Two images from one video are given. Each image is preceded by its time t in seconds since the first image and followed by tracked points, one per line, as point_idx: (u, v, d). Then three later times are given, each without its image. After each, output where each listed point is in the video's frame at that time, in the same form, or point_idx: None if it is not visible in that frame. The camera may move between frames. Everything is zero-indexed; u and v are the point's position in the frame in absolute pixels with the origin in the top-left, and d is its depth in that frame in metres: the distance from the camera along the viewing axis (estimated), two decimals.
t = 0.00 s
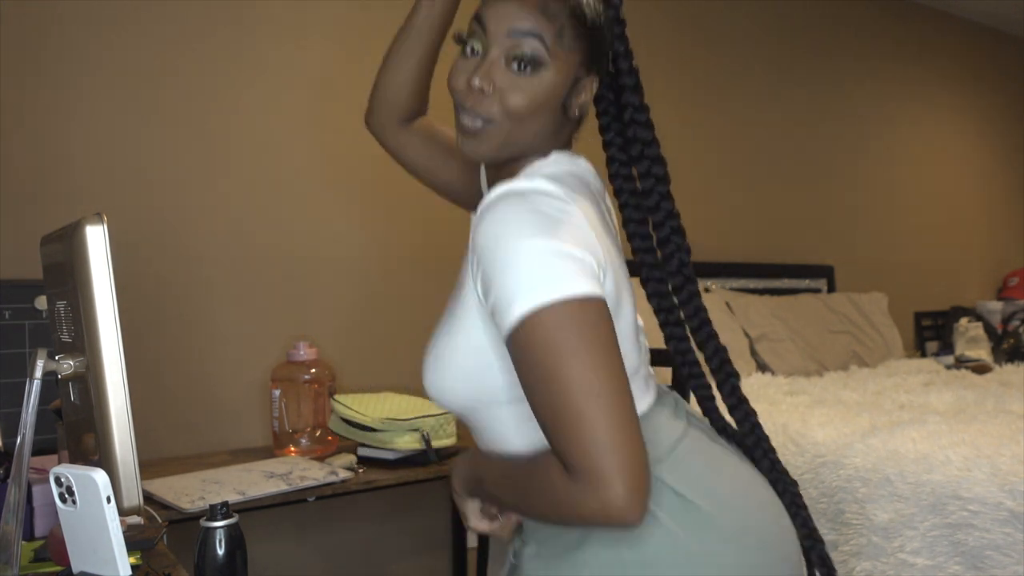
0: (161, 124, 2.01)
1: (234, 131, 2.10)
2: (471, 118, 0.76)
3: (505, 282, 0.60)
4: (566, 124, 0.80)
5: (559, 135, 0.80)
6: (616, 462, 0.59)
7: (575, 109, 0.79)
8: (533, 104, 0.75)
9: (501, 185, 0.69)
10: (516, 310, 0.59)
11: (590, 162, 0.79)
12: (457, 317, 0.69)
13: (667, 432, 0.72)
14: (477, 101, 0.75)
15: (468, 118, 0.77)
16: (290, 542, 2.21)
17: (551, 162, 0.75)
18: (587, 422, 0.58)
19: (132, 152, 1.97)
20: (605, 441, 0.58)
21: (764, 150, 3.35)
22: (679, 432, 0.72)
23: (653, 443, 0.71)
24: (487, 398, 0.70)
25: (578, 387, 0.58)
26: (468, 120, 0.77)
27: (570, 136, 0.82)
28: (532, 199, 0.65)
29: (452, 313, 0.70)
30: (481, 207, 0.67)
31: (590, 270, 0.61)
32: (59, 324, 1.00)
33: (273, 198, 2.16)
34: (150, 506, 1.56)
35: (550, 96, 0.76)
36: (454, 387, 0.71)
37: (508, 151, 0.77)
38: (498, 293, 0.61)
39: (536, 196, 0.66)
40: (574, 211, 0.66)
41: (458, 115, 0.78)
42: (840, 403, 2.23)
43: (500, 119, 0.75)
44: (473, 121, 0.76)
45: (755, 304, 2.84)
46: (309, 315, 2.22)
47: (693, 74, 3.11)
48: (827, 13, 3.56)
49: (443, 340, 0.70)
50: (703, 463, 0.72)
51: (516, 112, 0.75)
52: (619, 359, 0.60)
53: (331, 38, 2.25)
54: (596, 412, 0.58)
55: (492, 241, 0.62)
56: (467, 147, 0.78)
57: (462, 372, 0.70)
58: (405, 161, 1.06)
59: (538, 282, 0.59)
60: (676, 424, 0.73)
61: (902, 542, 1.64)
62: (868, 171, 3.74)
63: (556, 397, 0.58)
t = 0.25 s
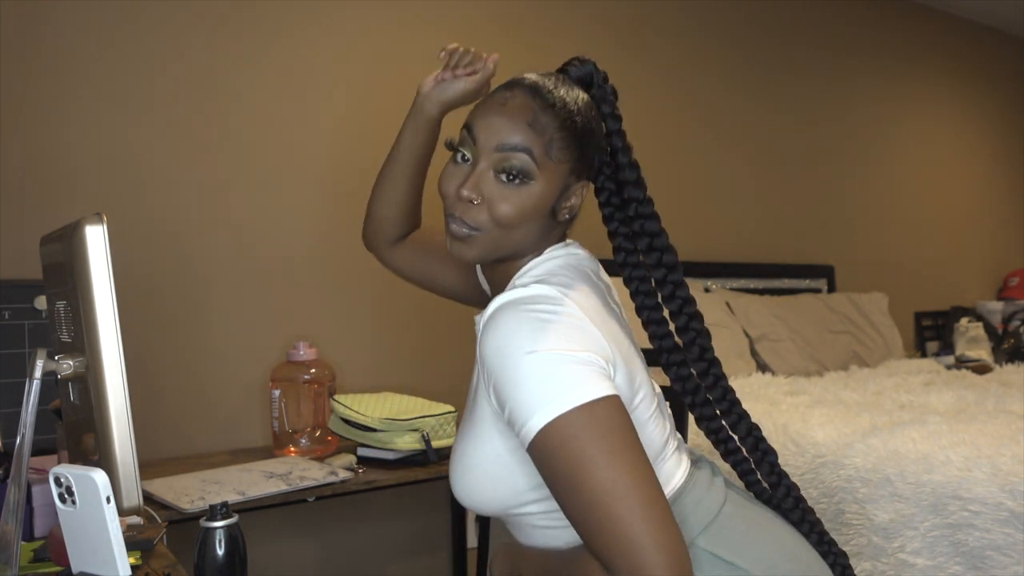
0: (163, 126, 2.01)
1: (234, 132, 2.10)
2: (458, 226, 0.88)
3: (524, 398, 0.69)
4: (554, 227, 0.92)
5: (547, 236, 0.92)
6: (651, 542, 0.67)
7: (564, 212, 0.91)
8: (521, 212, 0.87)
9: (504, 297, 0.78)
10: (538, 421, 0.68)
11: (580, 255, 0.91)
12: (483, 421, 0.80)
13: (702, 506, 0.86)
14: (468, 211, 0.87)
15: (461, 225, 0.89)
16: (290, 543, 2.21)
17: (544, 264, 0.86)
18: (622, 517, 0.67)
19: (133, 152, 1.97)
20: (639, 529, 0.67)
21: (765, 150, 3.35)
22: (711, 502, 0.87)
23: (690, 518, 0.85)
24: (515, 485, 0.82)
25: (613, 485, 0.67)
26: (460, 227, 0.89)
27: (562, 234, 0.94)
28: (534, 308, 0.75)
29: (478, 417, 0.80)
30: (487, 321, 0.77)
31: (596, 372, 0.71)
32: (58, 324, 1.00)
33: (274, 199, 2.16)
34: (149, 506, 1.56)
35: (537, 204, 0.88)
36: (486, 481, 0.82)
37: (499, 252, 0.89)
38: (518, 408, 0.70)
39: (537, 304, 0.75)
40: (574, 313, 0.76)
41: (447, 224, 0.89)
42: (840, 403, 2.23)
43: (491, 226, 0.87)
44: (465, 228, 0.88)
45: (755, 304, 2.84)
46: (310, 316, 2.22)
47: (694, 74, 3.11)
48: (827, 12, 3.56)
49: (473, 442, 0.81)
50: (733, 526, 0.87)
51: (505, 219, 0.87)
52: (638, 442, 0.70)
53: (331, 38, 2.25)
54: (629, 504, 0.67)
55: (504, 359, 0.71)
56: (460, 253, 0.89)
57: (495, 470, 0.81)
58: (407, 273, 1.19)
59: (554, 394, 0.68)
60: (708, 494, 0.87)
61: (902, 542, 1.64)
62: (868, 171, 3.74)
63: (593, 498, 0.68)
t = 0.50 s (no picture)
0: (162, 125, 2.01)
1: (234, 132, 2.10)
2: (452, 225, 0.88)
3: (518, 389, 0.70)
4: (546, 224, 0.92)
5: (540, 234, 0.92)
6: (647, 530, 0.67)
7: (556, 207, 0.92)
8: (512, 209, 0.88)
9: (497, 291, 0.78)
10: (533, 410, 0.69)
11: (572, 250, 0.92)
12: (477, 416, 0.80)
13: (698, 499, 0.86)
14: (460, 208, 0.88)
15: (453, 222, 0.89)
16: (290, 543, 2.21)
17: (537, 259, 0.87)
18: (617, 506, 0.67)
19: (132, 152, 1.97)
20: (634, 516, 0.67)
21: (765, 150, 3.35)
22: (707, 495, 0.87)
23: (686, 512, 0.85)
24: (512, 479, 0.82)
25: (608, 474, 0.67)
26: (452, 224, 0.89)
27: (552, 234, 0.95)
28: (526, 300, 0.75)
29: (472, 413, 0.81)
30: (480, 314, 0.77)
31: (590, 361, 0.71)
32: (58, 324, 0.99)
33: (274, 199, 2.16)
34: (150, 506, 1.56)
35: (529, 200, 0.88)
36: (482, 475, 0.82)
37: (492, 250, 0.90)
38: (513, 399, 0.70)
39: (530, 295, 0.76)
40: (566, 303, 0.76)
41: (441, 224, 0.89)
42: (841, 403, 2.23)
43: (483, 223, 0.88)
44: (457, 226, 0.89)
45: (755, 304, 2.84)
46: (310, 316, 2.22)
47: (693, 74, 3.11)
48: (827, 12, 3.56)
49: (468, 437, 0.81)
50: (729, 518, 0.87)
51: (497, 216, 0.88)
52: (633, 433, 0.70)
53: (331, 38, 2.25)
54: (624, 492, 0.67)
55: (497, 350, 0.71)
56: (452, 251, 0.90)
57: (491, 465, 0.81)
58: (405, 274, 1.24)
59: (549, 382, 0.69)
60: (704, 487, 0.87)
61: (902, 542, 1.63)
62: (868, 171, 3.74)
63: (588, 487, 0.68)
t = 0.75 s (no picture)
0: (162, 125, 2.01)
1: (233, 131, 2.10)
2: (452, 226, 0.88)
3: (517, 392, 0.70)
4: (545, 228, 0.92)
5: (538, 238, 0.92)
6: (644, 533, 0.67)
7: (555, 212, 0.92)
8: (511, 212, 0.88)
9: (495, 295, 0.78)
10: (532, 413, 0.69)
11: (570, 254, 0.92)
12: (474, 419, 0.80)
13: (696, 502, 0.86)
14: (459, 209, 0.88)
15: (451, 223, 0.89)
16: (290, 543, 2.21)
17: (534, 263, 0.87)
18: (613, 509, 0.67)
19: (132, 152, 1.97)
20: (630, 519, 0.67)
21: (765, 150, 3.35)
22: (705, 498, 0.87)
23: (684, 515, 0.85)
24: (508, 482, 0.82)
25: (605, 477, 0.67)
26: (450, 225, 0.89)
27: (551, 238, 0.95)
28: (526, 303, 0.75)
29: (470, 417, 0.81)
30: (478, 317, 0.77)
31: (588, 365, 0.71)
32: (58, 325, 0.99)
33: (274, 198, 2.16)
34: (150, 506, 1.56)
35: (528, 204, 0.88)
36: (480, 478, 0.82)
37: (489, 253, 0.89)
38: (512, 402, 0.70)
39: (528, 299, 0.76)
40: (564, 308, 0.76)
41: (439, 226, 0.89)
42: (841, 403, 2.23)
43: (481, 225, 0.87)
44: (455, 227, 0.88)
45: (755, 304, 2.84)
46: (310, 316, 2.22)
47: (693, 73, 3.11)
48: (827, 12, 3.56)
49: (465, 441, 0.81)
50: (727, 521, 0.87)
51: (496, 219, 0.87)
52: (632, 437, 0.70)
53: (330, 38, 2.25)
54: (621, 495, 0.67)
55: (496, 354, 0.71)
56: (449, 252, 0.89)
57: (488, 469, 0.81)
58: (401, 273, 1.23)
59: (548, 386, 0.69)
60: (703, 490, 0.87)
61: (902, 542, 1.64)
62: (868, 171, 3.74)
63: (585, 490, 0.68)
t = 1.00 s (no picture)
0: (162, 125, 2.01)
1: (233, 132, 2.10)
2: (455, 228, 0.89)
3: (519, 392, 0.70)
4: (548, 233, 0.93)
5: (541, 243, 0.92)
6: (646, 534, 0.68)
7: (559, 216, 0.92)
8: (514, 216, 0.88)
9: (500, 297, 0.79)
10: (534, 413, 0.69)
11: (573, 258, 0.92)
12: (478, 420, 0.80)
13: (700, 506, 0.86)
14: (463, 212, 0.88)
15: (454, 226, 0.89)
16: (290, 543, 2.21)
17: (537, 266, 0.87)
18: (617, 510, 0.68)
19: (132, 152, 1.97)
20: (633, 519, 0.67)
21: (765, 150, 3.35)
22: (709, 500, 0.87)
23: (689, 518, 0.85)
24: (511, 484, 0.82)
25: (607, 477, 0.68)
26: (453, 227, 0.89)
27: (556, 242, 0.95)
28: (529, 305, 0.75)
29: (474, 419, 0.81)
30: (482, 320, 0.77)
31: (591, 367, 0.71)
32: (58, 325, 0.99)
33: (274, 198, 2.16)
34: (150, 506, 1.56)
35: (532, 209, 0.89)
36: (483, 479, 0.82)
37: (492, 256, 0.90)
38: (515, 402, 0.70)
39: (532, 301, 0.76)
40: (569, 310, 0.76)
41: (443, 229, 0.90)
42: (841, 403, 2.22)
43: (484, 228, 0.88)
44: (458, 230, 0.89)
45: (755, 304, 2.84)
46: (310, 316, 2.22)
47: (693, 73, 3.11)
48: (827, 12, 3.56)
49: (469, 442, 0.82)
50: (731, 524, 0.87)
51: (499, 223, 0.88)
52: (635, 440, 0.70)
53: (330, 37, 2.25)
54: (623, 495, 0.68)
55: (500, 354, 0.72)
56: (452, 255, 0.90)
57: (494, 471, 0.82)
58: (397, 295, 1.22)
59: (550, 387, 0.69)
60: (707, 494, 0.87)
61: (902, 542, 1.64)
62: (868, 171, 3.74)
63: (588, 491, 0.68)
